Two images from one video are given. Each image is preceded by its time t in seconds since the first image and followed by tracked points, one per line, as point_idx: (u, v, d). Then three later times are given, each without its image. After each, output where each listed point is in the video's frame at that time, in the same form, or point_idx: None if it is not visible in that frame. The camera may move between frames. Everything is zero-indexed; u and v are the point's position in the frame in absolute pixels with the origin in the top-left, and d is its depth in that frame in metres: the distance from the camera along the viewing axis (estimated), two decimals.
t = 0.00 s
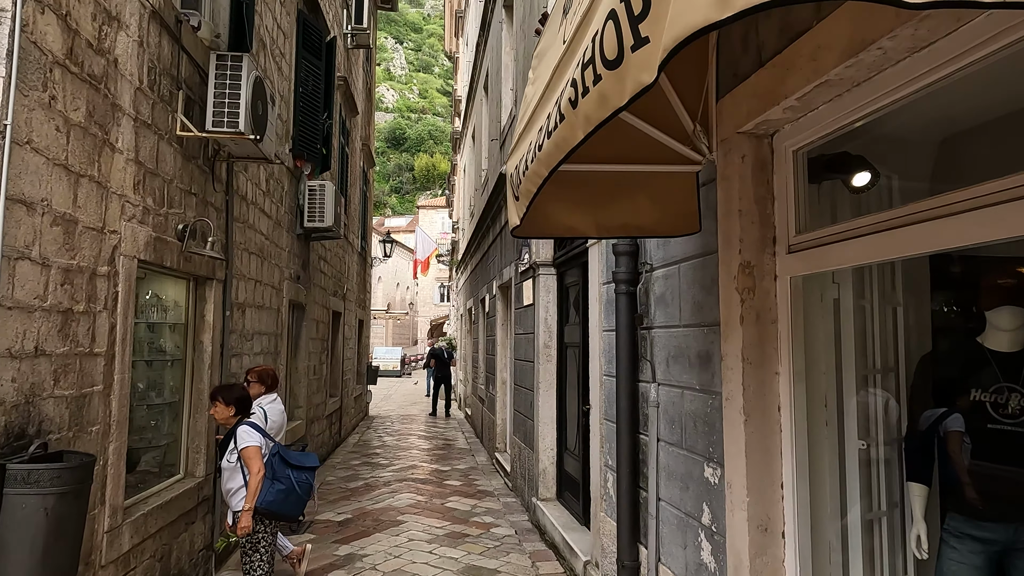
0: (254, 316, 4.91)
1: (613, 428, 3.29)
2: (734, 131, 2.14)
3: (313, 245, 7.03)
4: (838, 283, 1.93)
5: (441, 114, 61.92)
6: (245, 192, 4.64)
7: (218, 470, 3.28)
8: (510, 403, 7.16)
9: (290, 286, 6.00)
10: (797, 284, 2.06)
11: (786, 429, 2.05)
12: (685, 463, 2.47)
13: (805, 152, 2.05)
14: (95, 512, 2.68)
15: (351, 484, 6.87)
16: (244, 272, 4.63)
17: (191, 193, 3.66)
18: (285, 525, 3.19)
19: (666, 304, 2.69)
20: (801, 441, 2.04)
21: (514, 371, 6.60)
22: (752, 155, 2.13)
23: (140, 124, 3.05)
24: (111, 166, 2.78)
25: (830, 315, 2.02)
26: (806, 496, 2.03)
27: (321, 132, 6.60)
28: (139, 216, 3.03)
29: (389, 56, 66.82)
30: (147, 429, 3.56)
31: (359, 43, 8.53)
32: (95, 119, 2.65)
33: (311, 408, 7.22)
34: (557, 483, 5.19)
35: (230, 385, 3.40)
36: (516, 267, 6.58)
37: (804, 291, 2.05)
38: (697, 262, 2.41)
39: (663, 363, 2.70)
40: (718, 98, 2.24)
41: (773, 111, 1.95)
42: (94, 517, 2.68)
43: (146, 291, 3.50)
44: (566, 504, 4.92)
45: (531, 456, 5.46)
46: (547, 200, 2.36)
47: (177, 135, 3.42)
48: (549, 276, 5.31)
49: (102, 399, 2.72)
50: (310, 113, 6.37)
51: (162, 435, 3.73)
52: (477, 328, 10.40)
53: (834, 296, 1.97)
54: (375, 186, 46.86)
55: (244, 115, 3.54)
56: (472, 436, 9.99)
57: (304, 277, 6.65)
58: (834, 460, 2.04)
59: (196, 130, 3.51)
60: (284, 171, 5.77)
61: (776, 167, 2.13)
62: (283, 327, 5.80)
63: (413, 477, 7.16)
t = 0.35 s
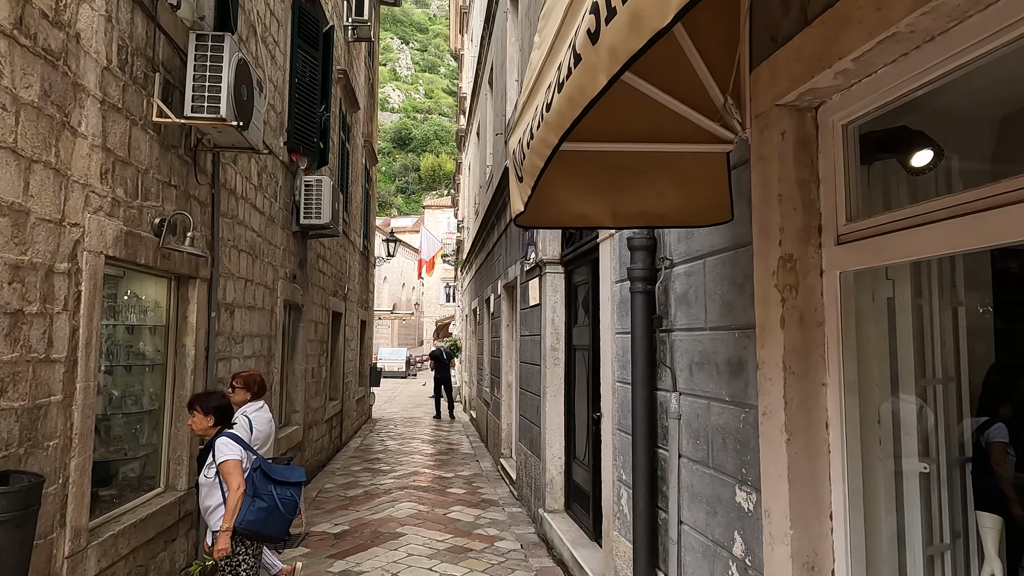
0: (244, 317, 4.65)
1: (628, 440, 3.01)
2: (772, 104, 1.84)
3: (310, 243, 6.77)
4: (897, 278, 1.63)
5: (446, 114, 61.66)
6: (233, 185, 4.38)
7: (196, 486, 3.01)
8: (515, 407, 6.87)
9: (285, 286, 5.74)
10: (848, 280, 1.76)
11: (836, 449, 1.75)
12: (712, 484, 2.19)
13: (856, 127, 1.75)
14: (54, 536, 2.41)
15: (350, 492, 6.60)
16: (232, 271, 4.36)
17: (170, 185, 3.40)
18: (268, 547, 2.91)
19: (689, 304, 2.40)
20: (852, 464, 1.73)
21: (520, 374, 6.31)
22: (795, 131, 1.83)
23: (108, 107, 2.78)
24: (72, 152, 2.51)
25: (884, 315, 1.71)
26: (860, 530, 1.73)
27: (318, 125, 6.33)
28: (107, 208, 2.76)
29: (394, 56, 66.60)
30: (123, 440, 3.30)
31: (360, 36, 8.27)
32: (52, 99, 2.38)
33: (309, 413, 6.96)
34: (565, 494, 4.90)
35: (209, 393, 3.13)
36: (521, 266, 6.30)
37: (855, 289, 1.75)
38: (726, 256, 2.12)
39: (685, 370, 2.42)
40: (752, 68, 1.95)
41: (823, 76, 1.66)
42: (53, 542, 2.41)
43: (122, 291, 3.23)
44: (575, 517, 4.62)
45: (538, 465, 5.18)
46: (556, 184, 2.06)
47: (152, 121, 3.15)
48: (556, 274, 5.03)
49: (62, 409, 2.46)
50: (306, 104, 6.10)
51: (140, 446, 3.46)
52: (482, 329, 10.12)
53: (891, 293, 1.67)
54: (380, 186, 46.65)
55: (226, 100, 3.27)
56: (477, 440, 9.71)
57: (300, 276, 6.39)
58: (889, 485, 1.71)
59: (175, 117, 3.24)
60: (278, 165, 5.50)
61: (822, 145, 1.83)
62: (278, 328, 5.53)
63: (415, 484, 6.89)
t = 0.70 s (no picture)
0: (236, 313, 4.37)
1: (651, 444, 2.70)
2: (836, 46, 1.53)
3: (309, 237, 6.50)
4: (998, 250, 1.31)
5: (452, 113, 61.45)
6: (222, 171, 4.10)
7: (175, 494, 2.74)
8: (524, 408, 6.58)
9: (282, 280, 5.46)
10: (934, 255, 1.44)
11: (921, 460, 1.43)
12: (757, 498, 1.88)
13: (943, 70, 1.43)
14: (6, 553, 2.13)
15: (351, 496, 6.32)
16: (222, 262, 4.08)
17: (150, 165, 3.12)
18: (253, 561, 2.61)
19: (727, 290, 2.09)
20: (940, 478, 1.42)
21: (528, 374, 6.01)
22: (864, 78, 1.51)
23: (75, 74, 2.51)
24: (28, 120, 2.23)
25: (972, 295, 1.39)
26: (952, 562, 1.40)
27: (317, 113, 6.05)
28: (72, 187, 2.48)
29: (400, 56, 66.43)
30: (97, 444, 3.02)
31: (362, 23, 7.99)
32: (3, 58, 2.10)
33: (309, 413, 6.68)
34: (577, 501, 4.60)
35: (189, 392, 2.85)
36: (530, 261, 6.00)
37: (941, 265, 1.43)
38: (775, 232, 1.81)
39: (722, 366, 2.11)
40: (808, 9, 1.64)
41: (906, 4, 1.35)
42: (5, 560, 2.13)
43: (96, 280, 2.96)
44: (589, 526, 4.32)
45: (548, 469, 4.88)
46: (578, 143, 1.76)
47: (127, 94, 2.87)
48: (568, 267, 4.73)
49: (16, 410, 2.18)
50: (305, 91, 5.82)
51: (117, 450, 3.18)
52: (488, 327, 9.84)
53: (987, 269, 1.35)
54: (385, 186, 46.44)
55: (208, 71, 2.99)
56: (483, 442, 9.42)
57: (299, 271, 6.11)
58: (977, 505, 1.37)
59: (153, 90, 2.96)
60: (273, 153, 5.22)
61: (897, 95, 1.51)
62: (274, 325, 5.26)
63: (419, 488, 6.61)
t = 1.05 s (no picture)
0: (229, 313, 4.10)
1: (684, 461, 2.41)
2: None
3: (310, 235, 6.22)
4: None
5: (458, 113, 61.23)
6: (213, 161, 3.83)
7: (148, 516, 2.45)
8: (534, 413, 6.28)
9: (280, 280, 5.19)
10: None
11: None
12: (823, 534, 1.58)
13: None
14: None
15: (354, 506, 6.05)
16: (213, 259, 3.81)
17: (129, 152, 2.85)
18: None
19: (779, 287, 1.79)
20: None
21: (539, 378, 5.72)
22: (974, 21, 1.21)
23: (37, 46, 2.23)
24: None
25: None
26: None
27: (318, 104, 5.78)
28: (32, 172, 2.21)
29: (407, 56, 66.28)
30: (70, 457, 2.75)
31: (366, 14, 7.72)
32: None
33: (310, 418, 6.42)
34: (592, 515, 4.31)
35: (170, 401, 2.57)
36: (540, 260, 5.71)
37: None
38: (845, 218, 1.51)
39: (773, 375, 1.81)
40: None
41: None
42: None
43: (70, 278, 2.69)
44: (606, 543, 4.03)
45: (561, 480, 4.59)
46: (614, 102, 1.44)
47: (101, 72, 2.60)
48: (582, 265, 4.44)
49: None
50: (305, 80, 5.55)
51: (94, 464, 2.91)
52: (496, 329, 9.54)
53: None
54: (392, 186, 46.24)
55: (190, 47, 2.71)
56: (491, 447, 9.14)
57: (299, 270, 5.84)
58: None
59: (130, 68, 2.69)
60: (271, 145, 4.95)
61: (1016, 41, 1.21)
62: (271, 326, 4.99)
63: (425, 497, 6.32)
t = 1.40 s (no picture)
0: (215, 307, 3.83)
1: (714, 471, 2.12)
2: None
3: (307, 228, 5.97)
4: None
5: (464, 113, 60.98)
6: (197, 144, 3.56)
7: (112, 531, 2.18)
8: (542, 414, 5.99)
9: (273, 274, 4.93)
10: None
11: None
12: (899, 566, 1.28)
13: None
14: None
15: (353, 511, 5.78)
16: (197, 249, 3.55)
17: (95, 127, 2.59)
18: None
19: (836, 266, 1.50)
20: None
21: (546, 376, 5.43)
22: None
23: None
24: None
25: None
26: None
27: (315, 90, 5.51)
28: None
29: (413, 56, 66.04)
30: (32, 463, 2.50)
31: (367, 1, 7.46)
32: None
33: (308, 420, 6.15)
34: (605, 524, 4.01)
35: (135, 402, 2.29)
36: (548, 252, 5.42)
37: None
38: (931, 176, 1.21)
39: (829, 371, 1.52)
40: None
41: None
42: None
43: (29, 265, 2.42)
44: (620, 555, 3.73)
45: (571, 486, 4.30)
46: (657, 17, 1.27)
47: (59, 36, 2.33)
48: (594, 256, 4.15)
49: None
50: (301, 65, 5.29)
51: (59, 471, 2.64)
52: (503, 327, 9.26)
53: None
54: (398, 186, 46.03)
55: (159, 8, 2.44)
56: (498, 449, 8.86)
57: (295, 264, 5.58)
58: None
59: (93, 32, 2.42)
60: (263, 131, 4.69)
61: None
62: (264, 322, 4.72)
63: (427, 502, 6.05)
